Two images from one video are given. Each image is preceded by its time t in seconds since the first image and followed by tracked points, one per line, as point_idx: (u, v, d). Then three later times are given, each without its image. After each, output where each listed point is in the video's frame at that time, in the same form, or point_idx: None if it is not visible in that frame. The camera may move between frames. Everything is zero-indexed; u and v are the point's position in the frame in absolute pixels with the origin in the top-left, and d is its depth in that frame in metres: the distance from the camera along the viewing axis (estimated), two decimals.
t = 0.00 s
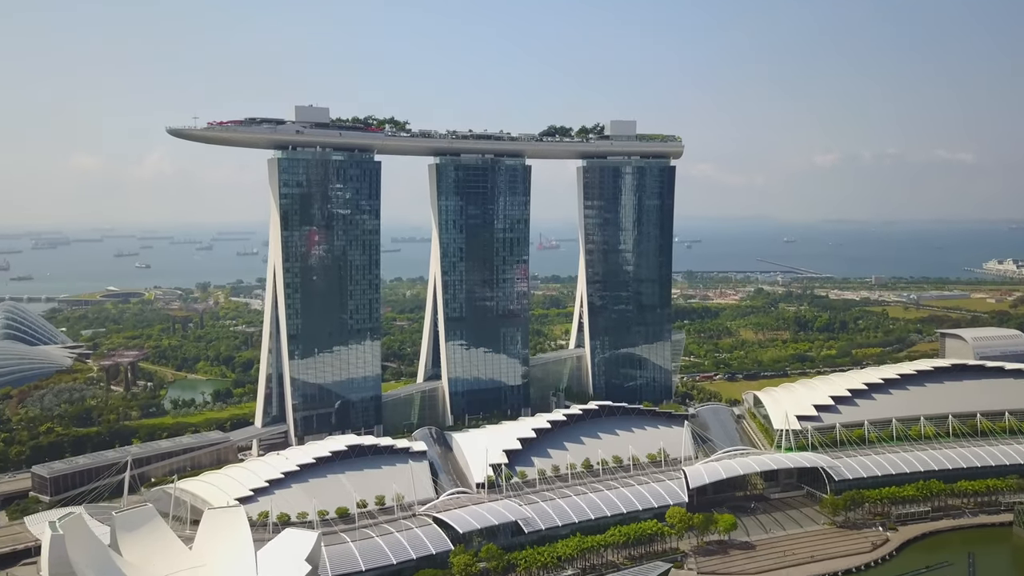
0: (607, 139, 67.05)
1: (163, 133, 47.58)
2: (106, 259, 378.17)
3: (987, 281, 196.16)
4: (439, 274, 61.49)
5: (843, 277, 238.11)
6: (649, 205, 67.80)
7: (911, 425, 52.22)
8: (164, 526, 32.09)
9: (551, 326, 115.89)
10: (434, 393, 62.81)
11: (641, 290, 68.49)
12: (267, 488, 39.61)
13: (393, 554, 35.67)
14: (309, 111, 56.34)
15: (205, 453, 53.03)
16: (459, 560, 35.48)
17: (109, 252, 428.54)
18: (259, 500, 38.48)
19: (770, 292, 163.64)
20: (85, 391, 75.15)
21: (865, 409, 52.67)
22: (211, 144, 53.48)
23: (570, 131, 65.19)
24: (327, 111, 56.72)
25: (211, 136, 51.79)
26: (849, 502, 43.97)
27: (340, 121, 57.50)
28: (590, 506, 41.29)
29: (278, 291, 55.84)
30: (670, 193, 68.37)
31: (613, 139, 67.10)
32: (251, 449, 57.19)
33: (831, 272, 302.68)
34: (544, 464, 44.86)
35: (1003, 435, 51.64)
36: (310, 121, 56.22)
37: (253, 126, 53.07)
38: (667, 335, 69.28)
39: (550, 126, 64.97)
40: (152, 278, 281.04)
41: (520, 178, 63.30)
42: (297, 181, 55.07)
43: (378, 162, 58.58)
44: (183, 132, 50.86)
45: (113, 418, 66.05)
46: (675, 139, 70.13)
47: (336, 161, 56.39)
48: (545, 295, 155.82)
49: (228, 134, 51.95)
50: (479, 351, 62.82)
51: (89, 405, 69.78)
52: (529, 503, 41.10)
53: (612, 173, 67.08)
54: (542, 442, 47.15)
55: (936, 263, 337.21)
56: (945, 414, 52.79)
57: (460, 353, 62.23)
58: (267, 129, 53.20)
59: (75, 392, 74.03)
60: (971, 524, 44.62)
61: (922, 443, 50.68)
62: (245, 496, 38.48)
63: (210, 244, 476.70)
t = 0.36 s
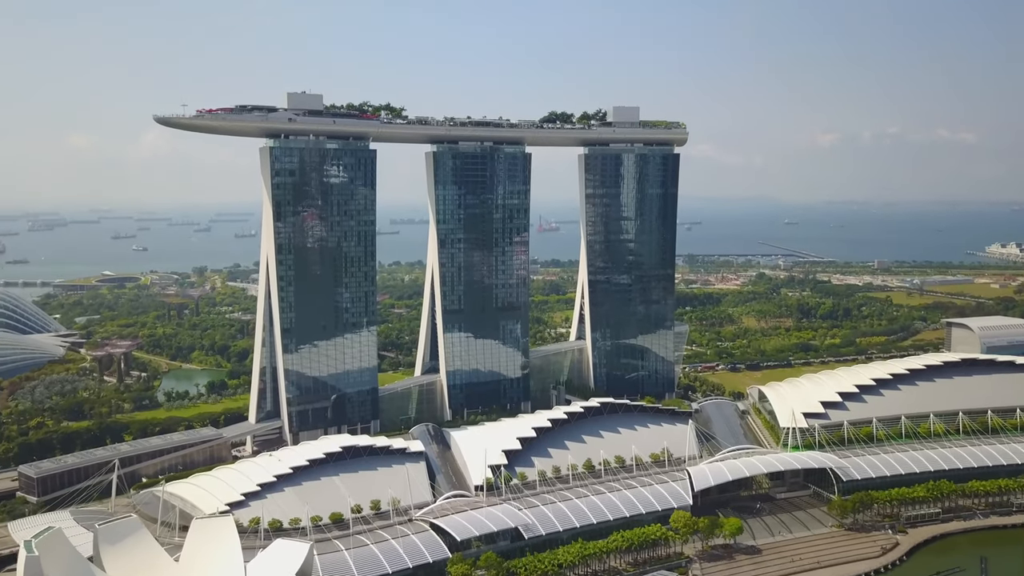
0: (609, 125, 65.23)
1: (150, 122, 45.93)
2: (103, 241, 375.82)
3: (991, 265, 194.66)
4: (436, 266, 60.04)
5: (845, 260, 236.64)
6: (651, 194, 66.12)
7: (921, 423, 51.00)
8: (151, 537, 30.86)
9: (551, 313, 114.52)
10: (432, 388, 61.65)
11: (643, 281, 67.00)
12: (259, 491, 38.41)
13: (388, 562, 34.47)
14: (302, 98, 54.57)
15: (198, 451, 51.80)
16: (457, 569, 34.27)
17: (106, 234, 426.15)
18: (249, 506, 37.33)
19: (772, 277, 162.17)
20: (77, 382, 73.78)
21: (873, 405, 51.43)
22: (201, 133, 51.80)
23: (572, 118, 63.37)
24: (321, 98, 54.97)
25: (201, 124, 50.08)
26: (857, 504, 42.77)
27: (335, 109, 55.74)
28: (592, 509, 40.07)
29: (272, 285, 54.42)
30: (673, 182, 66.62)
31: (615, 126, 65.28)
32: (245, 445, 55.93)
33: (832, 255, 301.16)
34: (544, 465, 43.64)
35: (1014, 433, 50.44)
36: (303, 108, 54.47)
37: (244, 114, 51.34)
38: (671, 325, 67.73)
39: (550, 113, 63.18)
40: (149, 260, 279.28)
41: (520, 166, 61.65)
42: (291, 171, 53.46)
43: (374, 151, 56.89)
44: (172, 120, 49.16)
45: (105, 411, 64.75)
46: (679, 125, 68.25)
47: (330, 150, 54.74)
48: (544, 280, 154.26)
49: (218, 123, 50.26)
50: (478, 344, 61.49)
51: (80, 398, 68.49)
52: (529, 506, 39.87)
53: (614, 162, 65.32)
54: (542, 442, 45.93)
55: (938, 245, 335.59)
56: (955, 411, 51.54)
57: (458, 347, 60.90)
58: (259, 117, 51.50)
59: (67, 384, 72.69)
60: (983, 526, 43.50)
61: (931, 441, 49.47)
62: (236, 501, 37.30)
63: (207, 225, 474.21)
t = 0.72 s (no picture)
0: (612, 116, 63.53)
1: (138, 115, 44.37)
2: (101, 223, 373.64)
3: (994, 251, 192.94)
4: (434, 260, 58.58)
5: (848, 245, 234.87)
6: (654, 186, 64.44)
7: (930, 424, 49.68)
8: (135, 556, 29.65)
9: (551, 302, 113.09)
10: (430, 385, 60.36)
11: (645, 275, 65.34)
12: (250, 501, 37.29)
13: None
14: (295, 89, 52.96)
15: (190, 451, 50.53)
16: None
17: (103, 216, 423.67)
18: (240, 517, 36.18)
19: (775, 264, 160.65)
20: (69, 375, 72.47)
21: (882, 407, 50.15)
22: (191, 125, 50.21)
23: (573, 109, 61.67)
24: (315, 89, 53.34)
25: (191, 117, 48.52)
26: (867, 512, 41.51)
27: (329, 101, 54.12)
28: (594, 518, 38.82)
29: (265, 281, 53.04)
30: (677, 174, 64.85)
31: (618, 116, 63.57)
32: (239, 445, 54.72)
33: (834, 240, 299.21)
34: (544, 472, 42.38)
35: None
36: (297, 100, 52.88)
37: (235, 106, 49.76)
38: (674, 317, 65.99)
39: (551, 103, 61.51)
40: (146, 244, 277.32)
41: (521, 158, 60.04)
42: (285, 164, 51.92)
43: (370, 143, 55.27)
44: (161, 113, 47.56)
45: (97, 407, 63.47)
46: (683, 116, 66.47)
47: (325, 143, 53.09)
48: (544, 267, 152.66)
49: (209, 115, 48.71)
50: (477, 340, 60.16)
51: (71, 393, 67.16)
52: (529, 515, 38.62)
53: (616, 154, 63.69)
54: (542, 446, 44.67)
55: (941, 229, 333.62)
56: (966, 412, 50.23)
57: (456, 343, 59.56)
58: (251, 109, 49.92)
59: (59, 378, 71.40)
60: (996, 533, 42.27)
61: (941, 444, 48.16)
62: (227, 512, 36.18)
63: (205, 207, 471.63)
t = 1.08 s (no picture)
0: (614, 115, 62.53)
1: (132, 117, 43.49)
2: (99, 212, 372.29)
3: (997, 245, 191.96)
4: (433, 261, 57.66)
5: (850, 238, 233.74)
6: (656, 187, 63.50)
7: (936, 432, 48.96)
8: None
9: (551, 298, 112.26)
10: (428, 387, 59.64)
11: (647, 276, 64.44)
12: (244, 514, 36.63)
13: None
14: (292, 88, 52.04)
15: (185, 457, 49.78)
16: None
17: (101, 205, 421.98)
18: (233, 530, 35.55)
19: (776, 258, 159.75)
20: (64, 374, 71.65)
21: (887, 414, 49.43)
22: (185, 126, 49.29)
23: (575, 108, 60.67)
24: (312, 89, 52.43)
25: (185, 118, 47.63)
26: (872, 525, 40.81)
27: (327, 101, 53.17)
28: (595, 531, 38.11)
29: (261, 284, 52.18)
30: (679, 174, 63.92)
31: (620, 116, 62.58)
32: (235, 449, 54.07)
33: (835, 231, 298.19)
34: (544, 483, 41.73)
35: None
36: (293, 100, 51.98)
37: (231, 107, 48.84)
38: (676, 316, 65.14)
39: (553, 101, 60.67)
40: (145, 234, 276.18)
41: (522, 158, 59.11)
42: (282, 165, 50.99)
43: (369, 142, 54.42)
44: (155, 114, 46.63)
45: (91, 408, 62.70)
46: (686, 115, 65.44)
47: (323, 143, 52.20)
48: (545, 260, 151.65)
49: (204, 116, 47.85)
50: (476, 342, 59.40)
51: (66, 393, 66.34)
52: (529, 528, 37.90)
53: (618, 154, 62.66)
54: (543, 456, 43.96)
55: (942, 220, 332.57)
56: (972, 419, 49.52)
57: (455, 346, 58.77)
58: (247, 110, 49.04)
59: (53, 377, 70.59)
60: (1003, 545, 41.59)
61: (947, 452, 47.47)
62: (220, 526, 35.51)
63: (204, 196, 469.94)
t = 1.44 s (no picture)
0: (615, 118, 62.11)
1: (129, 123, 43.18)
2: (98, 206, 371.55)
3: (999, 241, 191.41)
4: (432, 265, 57.32)
5: (851, 234, 233.18)
6: (658, 189, 63.00)
7: (939, 439, 48.68)
8: None
9: (552, 297, 111.89)
10: (428, 391, 59.41)
11: (648, 279, 63.95)
12: (243, 525, 36.38)
13: None
14: (291, 92, 51.67)
15: (184, 463, 49.53)
16: None
17: (101, 198, 421.10)
18: (231, 542, 35.28)
19: (777, 255, 159.36)
20: (63, 376, 71.35)
21: (889, 421, 49.15)
22: (183, 131, 48.98)
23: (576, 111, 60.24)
24: (311, 93, 52.06)
25: (183, 123, 47.34)
26: (875, 535, 40.54)
27: (325, 104, 52.75)
28: (596, 542, 37.85)
29: (260, 289, 51.83)
30: (680, 176, 63.44)
31: (621, 118, 62.16)
32: (234, 454, 53.84)
33: (835, 226, 297.82)
34: (544, 492, 41.49)
35: None
36: (292, 104, 51.65)
37: (229, 111, 48.53)
38: (678, 317, 64.67)
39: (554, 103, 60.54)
40: (144, 228, 275.63)
41: (523, 161, 58.72)
42: (281, 169, 50.61)
43: (369, 146, 54.02)
44: (153, 119, 46.31)
45: (89, 411, 62.39)
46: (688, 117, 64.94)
47: (323, 147, 51.85)
48: (545, 257, 151.16)
49: (202, 122, 47.58)
50: (476, 346, 59.10)
51: (65, 395, 66.06)
52: (529, 539, 37.64)
53: (620, 157, 62.12)
54: (543, 465, 43.71)
55: (943, 214, 331.99)
56: (975, 427, 49.18)
57: (455, 349, 58.45)
58: (245, 114, 48.72)
59: (52, 378, 70.29)
60: (1007, 555, 41.29)
61: (950, 460, 47.19)
62: (219, 537, 35.22)
63: (204, 190, 469.11)
